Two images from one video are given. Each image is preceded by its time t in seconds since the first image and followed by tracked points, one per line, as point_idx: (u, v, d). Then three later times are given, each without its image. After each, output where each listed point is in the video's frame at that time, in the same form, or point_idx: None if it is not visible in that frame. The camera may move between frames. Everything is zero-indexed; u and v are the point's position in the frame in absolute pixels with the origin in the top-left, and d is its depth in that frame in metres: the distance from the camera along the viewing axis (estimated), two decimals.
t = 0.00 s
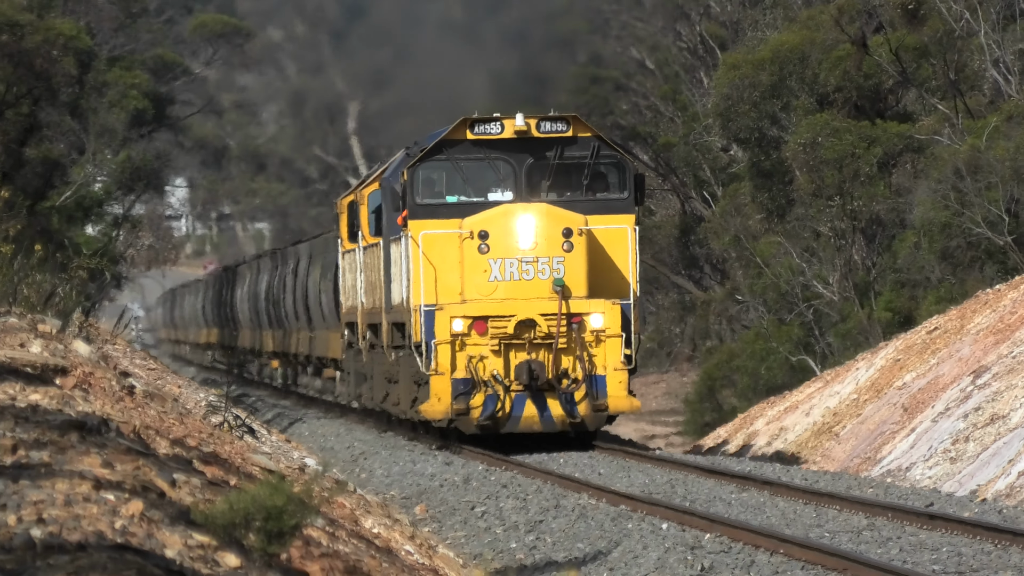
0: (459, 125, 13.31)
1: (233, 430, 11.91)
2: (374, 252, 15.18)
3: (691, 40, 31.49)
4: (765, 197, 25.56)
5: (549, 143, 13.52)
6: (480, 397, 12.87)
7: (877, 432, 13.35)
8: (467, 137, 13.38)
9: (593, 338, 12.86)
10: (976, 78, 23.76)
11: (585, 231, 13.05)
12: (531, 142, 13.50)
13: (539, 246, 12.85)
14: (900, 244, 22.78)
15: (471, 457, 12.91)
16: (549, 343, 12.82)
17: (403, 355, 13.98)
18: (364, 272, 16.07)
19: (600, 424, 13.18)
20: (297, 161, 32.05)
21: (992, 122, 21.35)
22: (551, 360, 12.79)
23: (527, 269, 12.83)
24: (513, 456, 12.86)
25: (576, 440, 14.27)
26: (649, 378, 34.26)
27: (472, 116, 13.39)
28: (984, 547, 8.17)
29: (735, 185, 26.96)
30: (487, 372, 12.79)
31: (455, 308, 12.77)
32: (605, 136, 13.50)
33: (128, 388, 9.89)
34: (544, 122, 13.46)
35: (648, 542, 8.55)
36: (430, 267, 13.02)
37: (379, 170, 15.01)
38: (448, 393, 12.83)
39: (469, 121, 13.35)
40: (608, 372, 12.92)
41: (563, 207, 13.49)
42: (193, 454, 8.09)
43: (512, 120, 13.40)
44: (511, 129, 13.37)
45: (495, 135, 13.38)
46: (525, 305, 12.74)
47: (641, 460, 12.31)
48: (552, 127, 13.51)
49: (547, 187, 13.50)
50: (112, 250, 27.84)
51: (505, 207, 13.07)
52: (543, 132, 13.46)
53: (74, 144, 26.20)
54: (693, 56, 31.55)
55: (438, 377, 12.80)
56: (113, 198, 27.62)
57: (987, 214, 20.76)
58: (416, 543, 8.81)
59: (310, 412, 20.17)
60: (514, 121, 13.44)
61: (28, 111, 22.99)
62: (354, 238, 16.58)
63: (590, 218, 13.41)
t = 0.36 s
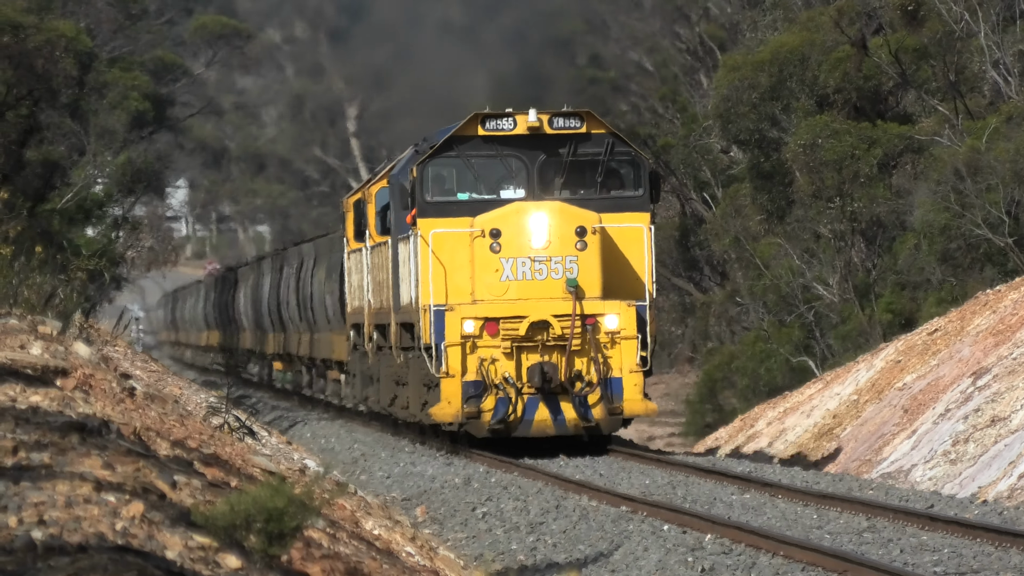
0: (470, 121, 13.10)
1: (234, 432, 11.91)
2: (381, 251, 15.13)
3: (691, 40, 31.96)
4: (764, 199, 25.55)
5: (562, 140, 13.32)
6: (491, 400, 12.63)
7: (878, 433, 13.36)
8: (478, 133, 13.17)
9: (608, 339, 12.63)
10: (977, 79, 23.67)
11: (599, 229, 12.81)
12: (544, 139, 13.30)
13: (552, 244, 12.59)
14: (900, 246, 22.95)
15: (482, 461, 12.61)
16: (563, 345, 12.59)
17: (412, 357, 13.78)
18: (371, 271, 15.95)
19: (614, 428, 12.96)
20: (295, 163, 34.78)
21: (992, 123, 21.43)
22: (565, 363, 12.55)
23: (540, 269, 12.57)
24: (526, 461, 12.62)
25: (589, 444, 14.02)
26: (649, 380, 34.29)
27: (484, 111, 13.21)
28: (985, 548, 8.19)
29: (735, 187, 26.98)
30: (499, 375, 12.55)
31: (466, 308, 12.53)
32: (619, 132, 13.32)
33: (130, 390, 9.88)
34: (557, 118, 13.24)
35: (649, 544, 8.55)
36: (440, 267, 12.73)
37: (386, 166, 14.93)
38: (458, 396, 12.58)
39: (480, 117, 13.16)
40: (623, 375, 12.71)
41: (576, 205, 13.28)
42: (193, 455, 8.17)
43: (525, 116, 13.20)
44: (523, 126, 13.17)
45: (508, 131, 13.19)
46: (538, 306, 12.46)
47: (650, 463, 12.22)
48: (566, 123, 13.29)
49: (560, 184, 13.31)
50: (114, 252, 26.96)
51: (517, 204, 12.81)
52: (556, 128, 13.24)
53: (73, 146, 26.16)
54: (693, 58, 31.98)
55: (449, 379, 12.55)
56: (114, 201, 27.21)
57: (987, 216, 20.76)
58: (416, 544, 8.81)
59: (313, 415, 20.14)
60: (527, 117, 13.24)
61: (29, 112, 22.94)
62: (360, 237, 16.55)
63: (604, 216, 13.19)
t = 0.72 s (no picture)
0: (478, 117, 12.90)
1: (231, 433, 11.88)
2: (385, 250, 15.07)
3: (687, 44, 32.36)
4: (761, 200, 25.79)
5: (572, 136, 13.08)
6: (499, 404, 12.43)
7: (874, 434, 13.34)
8: (486, 129, 12.97)
9: (619, 341, 12.44)
10: (974, 80, 23.50)
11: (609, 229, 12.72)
12: (553, 135, 13.07)
13: (561, 244, 12.52)
14: (896, 248, 22.87)
15: (489, 465, 12.42)
16: (573, 347, 12.41)
17: (418, 359, 13.49)
18: (375, 271, 15.89)
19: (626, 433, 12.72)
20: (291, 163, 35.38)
21: (989, 124, 21.32)
22: (575, 365, 12.38)
23: (549, 269, 12.50)
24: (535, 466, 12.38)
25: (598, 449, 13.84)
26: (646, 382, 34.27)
27: (492, 107, 13.01)
28: (981, 550, 8.22)
29: (733, 188, 26.98)
30: (507, 378, 12.37)
31: (474, 310, 12.35)
32: (630, 129, 13.05)
33: (125, 391, 9.83)
34: (567, 114, 12.99)
35: (646, 546, 8.55)
36: (448, 266, 12.67)
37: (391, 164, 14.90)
38: (465, 400, 12.36)
39: (489, 112, 12.96)
40: (634, 378, 12.49)
41: (586, 203, 13.05)
42: (190, 458, 8.21)
43: (533, 112, 12.99)
44: (532, 121, 12.96)
45: (516, 127, 12.98)
46: (547, 307, 12.34)
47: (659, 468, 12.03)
48: (576, 118, 13.04)
49: (569, 181, 13.08)
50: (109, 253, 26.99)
51: (526, 203, 12.70)
52: (566, 124, 12.99)
53: (72, 148, 26.15)
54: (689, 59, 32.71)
55: (456, 382, 12.35)
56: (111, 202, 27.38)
57: (985, 218, 20.75)
58: (413, 546, 8.79)
59: (314, 417, 20.12)
60: (536, 112, 13.02)
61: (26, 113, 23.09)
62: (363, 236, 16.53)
63: (615, 214, 12.97)
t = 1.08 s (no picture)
0: (490, 111, 12.56)
1: (231, 434, 11.85)
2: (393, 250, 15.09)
3: (687, 43, 32.27)
4: (762, 201, 25.72)
5: (587, 131, 12.73)
6: (512, 406, 12.06)
7: (876, 435, 13.35)
8: (498, 124, 12.63)
9: (636, 342, 12.00)
10: (975, 81, 23.82)
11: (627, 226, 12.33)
12: (568, 130, 12.72)
13: (576, 242, 12.12)
14: (897, 248, 22.76)
15: (503, 470, 12.07)
16: (588, 347, 11.98)
17: (427, 360, 13.30)
18: (382, 269, 15.91)
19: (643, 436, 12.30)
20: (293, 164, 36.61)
21: (989, 126, 21.36)
22: (590, 366, 11.96)
23: (563, 267, 12.11)
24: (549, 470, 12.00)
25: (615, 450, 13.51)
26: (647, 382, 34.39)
27: (504, 101, 12.66)
28: (983, 550, 8.27)
29: (733, 189, 27.11)
30: (520, 379, 12.01)
31: (485, 309, 11.96)
32: (647, 123, 12.67)
33: (127, 392, 9.87)
34: (582, 108, 12.66)
35: (647, 546, 8.57)
36: (459, 265, 12.34)
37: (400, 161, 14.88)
38: (478, 402, 12.00)
39: (501, 106, 12.61)
40: (652, 379, 12.02)
41: (602, 200, 12.69)
42: (191, 458, 8.33)
43: (547, 106, 12.65)
44: (546, 116, 12.62)
45: (529, 121, 12.65)
46: (561, 307, 11.89)
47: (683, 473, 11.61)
48: (591, 113, 12.70)
49: (584, 177, 12.73)
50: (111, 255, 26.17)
51: (540, 200, 12.31)
52: (581, 118, 12.66)
53: (71, 147, 26.16)
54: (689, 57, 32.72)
55: (467, 384, 11.98)
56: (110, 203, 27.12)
57: (985, 219, 20.86)
58: (414, 546, 8.80)
59: (320, 419, 20.10)
60: (550, 106, 12.69)
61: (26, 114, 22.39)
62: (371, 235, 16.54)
63: (632, 211, 12.60)
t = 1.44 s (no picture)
0: (500, 110, 12.84)
1: (237, 430, 12.06)
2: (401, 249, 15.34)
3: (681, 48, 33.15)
4: (753, 203, 26.09)
5: (597, 130, 12.94)
6: (522, 405, 12.26)
7: (864, 431, 13.57)
8: (509, 123, 12.88)
9: (647, 341, 12.21)
10: (961, 87, 24.33)
11: (637, 225, 12.54)
12: (578, 129, 12.93)
13: (587, 241, 12.36)
14: (886, 250, 22.93)
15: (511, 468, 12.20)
16: (599, 347, 12.19)
17: (438, 360, 13.53)
18: (391, 269, 16.15)
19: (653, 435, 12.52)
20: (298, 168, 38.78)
21: (976, 129, 22.09)
22: (601, 366, 12.18)
23: (574, 266, 12.35)
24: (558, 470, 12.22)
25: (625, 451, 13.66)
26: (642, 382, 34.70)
27: (514, 100, 12.92)
28: (968, 544, 8.53)
29: (726, 191, 27.59)
30: (531, 379, 12.19)
31: (496, 309, 12.13)
32: (657, 122, 12.87)
33: (135, 389, 10.06)
34: (592, 107, 12.84)
35: (642, 539, 8.82)
36: (469, 264, 12.55)
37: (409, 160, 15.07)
38: (488, 401, 12.19)
39: (511, 105, 12.87)
40: (662, 378, 12.26)
41: (613, 198, 12.92)
42: (198, 453, 8.60)
43: (557, 106, 12.87)
44: (556, 115, 12.83)
45: (540, 120, 12.87)
46: (572, 307, 12.11)
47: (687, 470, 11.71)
48: (601, 112, 12.89)
49: (594, 176, 12.98)
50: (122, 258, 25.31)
51: (550, 199, 12.52)
52: (591, 117, 12.85)
53: (81, 151, 26.34)
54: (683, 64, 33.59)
55: (478, 383, 12.18)
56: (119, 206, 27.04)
57: (971, 222, 21.15)
58: (415, 540, 9.01)
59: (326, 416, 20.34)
60: (560, 106, 12.90)
61: (37, 120, 23.46)
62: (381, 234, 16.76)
63: (642, 210, 12.82)
